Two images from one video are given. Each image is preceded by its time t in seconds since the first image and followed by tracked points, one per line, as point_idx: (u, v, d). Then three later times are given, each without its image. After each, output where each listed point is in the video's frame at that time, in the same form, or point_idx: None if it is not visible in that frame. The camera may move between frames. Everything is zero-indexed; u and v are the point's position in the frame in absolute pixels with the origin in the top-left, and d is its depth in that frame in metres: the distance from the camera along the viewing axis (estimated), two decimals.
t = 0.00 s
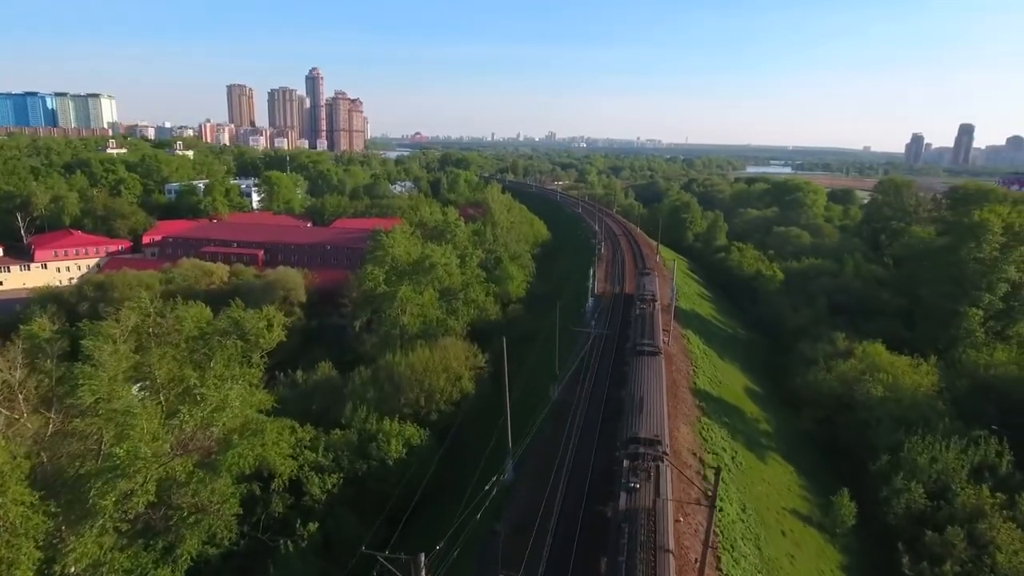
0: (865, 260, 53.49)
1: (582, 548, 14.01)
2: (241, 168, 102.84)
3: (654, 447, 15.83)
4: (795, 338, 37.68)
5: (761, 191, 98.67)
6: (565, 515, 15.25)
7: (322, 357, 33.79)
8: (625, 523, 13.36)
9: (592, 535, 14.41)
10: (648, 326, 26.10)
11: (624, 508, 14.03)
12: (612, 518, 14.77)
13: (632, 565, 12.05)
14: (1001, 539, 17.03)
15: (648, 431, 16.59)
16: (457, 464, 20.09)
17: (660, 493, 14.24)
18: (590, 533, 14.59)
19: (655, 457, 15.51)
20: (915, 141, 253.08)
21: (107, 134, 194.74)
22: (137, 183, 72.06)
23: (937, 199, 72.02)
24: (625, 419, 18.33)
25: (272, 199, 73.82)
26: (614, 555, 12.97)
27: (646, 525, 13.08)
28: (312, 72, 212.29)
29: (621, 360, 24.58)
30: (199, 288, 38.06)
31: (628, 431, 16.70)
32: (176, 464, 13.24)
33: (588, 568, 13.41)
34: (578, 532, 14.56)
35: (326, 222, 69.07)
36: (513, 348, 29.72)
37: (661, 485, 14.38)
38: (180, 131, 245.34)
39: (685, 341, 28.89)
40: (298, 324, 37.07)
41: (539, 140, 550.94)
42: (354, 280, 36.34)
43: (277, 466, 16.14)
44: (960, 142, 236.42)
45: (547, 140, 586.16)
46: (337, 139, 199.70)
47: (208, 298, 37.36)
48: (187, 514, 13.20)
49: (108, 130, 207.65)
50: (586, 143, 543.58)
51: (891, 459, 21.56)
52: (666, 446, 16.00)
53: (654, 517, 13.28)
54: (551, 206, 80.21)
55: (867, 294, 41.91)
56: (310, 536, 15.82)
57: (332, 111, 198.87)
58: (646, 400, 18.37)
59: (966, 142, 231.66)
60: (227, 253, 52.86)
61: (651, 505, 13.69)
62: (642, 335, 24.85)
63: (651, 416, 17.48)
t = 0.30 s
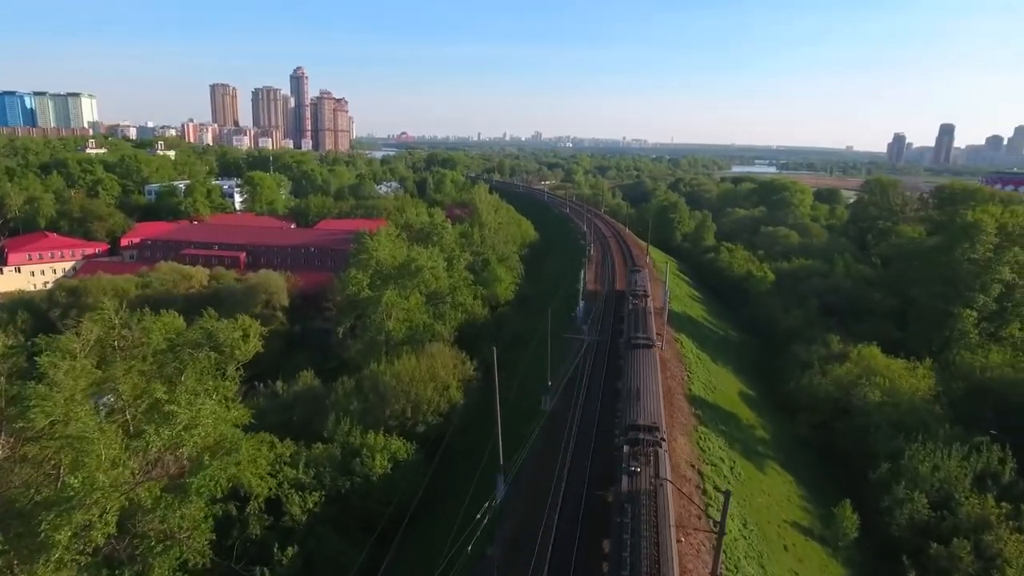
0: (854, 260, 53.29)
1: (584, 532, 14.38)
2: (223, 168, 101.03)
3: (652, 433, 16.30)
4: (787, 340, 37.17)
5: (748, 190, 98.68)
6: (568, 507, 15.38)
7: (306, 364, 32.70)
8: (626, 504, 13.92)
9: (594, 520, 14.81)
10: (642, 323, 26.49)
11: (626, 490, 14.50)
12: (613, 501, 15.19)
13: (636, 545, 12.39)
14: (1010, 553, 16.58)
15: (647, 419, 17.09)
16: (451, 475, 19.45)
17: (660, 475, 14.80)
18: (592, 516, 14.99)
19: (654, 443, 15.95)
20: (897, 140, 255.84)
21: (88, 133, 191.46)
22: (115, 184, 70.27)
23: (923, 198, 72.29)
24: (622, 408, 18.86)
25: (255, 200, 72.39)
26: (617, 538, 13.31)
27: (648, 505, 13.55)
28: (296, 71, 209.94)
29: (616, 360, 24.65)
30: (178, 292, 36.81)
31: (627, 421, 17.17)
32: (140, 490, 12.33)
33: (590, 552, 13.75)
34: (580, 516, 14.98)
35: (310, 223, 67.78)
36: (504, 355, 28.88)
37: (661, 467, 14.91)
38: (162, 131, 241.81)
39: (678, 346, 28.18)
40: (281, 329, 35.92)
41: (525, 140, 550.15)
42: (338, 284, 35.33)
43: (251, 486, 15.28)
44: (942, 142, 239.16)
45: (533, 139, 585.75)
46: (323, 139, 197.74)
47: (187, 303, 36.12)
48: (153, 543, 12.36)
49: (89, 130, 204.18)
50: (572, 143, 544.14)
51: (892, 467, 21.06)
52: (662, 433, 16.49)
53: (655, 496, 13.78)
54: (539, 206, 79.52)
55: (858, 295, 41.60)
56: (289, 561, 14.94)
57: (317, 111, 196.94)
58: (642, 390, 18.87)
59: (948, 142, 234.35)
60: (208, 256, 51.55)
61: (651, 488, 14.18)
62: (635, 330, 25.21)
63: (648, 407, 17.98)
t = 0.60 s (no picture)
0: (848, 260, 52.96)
1: (589, 520, 14.84)
2: (208, 168, 99.33)
3: (652, 420, 16.79)
4: (783, 343, 36.62)
5: (738, 190, 98.44)
6: (573, 513, 15.16)
7: (291, 371, 31.72)
8: (630, 489, 14.42)
9: (597, 506, 15.29)
10: (637, 316, 26.83)
11: (629, 475, 15.01)
12: (615, 488, 15.67)
13: (640, 525, 12.89)
14: None
15: (646, 407, 17.59)
16: (448, 488, 18.73)
17: (660, 460, 15.38)
18: (595, 504, 15.42)
19: (654, 430, 16.44)
20: (884, 140, 257.42)
21: (70, 133, 188.41)
22: (96, 184, 68.59)
23: (913, 198, 72.24)
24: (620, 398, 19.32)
25: (241, 201, 71.02)
26: (621, 521, 13.76)
27: (650, 489, 14.08)
28: (283, 70, 207.96)
29: (614, 354, 25.09)
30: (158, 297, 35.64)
31: (626, 409, 17.64)
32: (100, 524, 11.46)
33: (595, 538, 14.21)
34: (584, 505, 15.44)
35: (296, 225, 66.53)
36: (496, 363, 28.00)
37: (662, 453, 15.46)
38: (148, 131, 238.69)
39: (675, 350, 27.44)
40: (266, 335, 34.89)
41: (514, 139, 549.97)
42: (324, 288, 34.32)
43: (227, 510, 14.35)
44: (928, 142, 240.97)
45: (522, 139, 585.49)
46: (311, 139, 195.90)
47: (169, 308, 34.96)
48: None
49: (73, 130, 201.09)
50: (562, 142, 544.07)
51: (897, 478, 20.54)
52: (661, 420, 16.98)
53: (657, 482, 14.31)
54: (529, 206, 78.76)
55: (853, 296, 41.20)
56: None
57: (305, 110, 195.07)
58: (640, 378, 19.34)
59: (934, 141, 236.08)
60: (191, 259, 50.33)
61: (653, 473, 14.70)
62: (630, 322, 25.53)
63: (647, 394, 18.49)
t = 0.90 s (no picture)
0: (845, 261, 52.42)
1: (594, 502, 15.36)
2: (197, 168, 97.94)
3: (653, 408, 17.37)
4: (782, 346, 35.98)
5: (732, 190, 98.03)
6: (582, 519, 14.78)
7: (279, 378, 30.80)
8: (634, 471, 14.99)
9: (601, 490, 15.81)
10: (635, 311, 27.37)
11: (634, 459, 15.59)
12: (618, 472, 16.20)
13: (645, 503, 13.42)
14: None
15: (647, 396, 18.16)
16: (448, 498, 18.04)
17: (662, 446, 15.99)
18: (599, 488, 15.94)
19: (655, 418, 17.00)
20: (875, 139, 258.44)
21: (58, 133, 186.13)
22: (80, 185, 67.15)
23: (908, 198, 71.94)
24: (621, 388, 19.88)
25: (229, 202, 69.82)
26: (626, 502, 14.25)
27: (654, 472, 14.65)
28: (274, 69, 206.37)
29: (614, 346, 25.68)
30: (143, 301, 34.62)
31: (627, 397, 18.20)
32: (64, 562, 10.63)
33: (601, 520, 14.70)
34: (588, 489, 15.94)
35: (286, 226, 65.43)
36: (491, 372, 27.20)
37: (663, 439, 16.06)
38: (137, 130, 236.39)
39: (674, 355, 26.69)
40: (254, 340, 33.94)
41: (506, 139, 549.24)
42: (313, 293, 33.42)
43: (206, 535, 13.55)
44: (918, 142, 242.21)
45: (514, 139, 584.81)
46: (302, 138, 194.39)
47: (154, 313, 33.94)
48: None
49: (61, 130, 198.78)
50: (554, 142, 543.30)
51: (905, 489, 19.95)
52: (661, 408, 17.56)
53: (660, 466, 14.89)
54: (522, 206, 77.99)
55: (852, 297, 40.67)
56: None
57: (296, 110, 193.64)
58: (641, 368, 19.91)
59: (924, 141, 237.14)
60: (177, 261, 49.22)
61: (656, 458, 15.28)
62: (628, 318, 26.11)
63: (646, 384, 19.08)
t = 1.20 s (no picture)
0: (845, 261, 51.83)
1: (600, 488, 15.72)
2: (189, 168, 96.65)
3: (655, 397, 17.92)
4: (784, 350, 35.28)
5: (729, 189, 97.46)
6: (588, 533, 14.13)
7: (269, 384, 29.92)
8: (638, 456, 15.55)
9: (606, 474, 16.27)
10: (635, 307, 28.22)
11: (638, 445, 16.16)
12: (623, 459, 16.70)
13: (650, 486, 13.99)
14: None
15: (650, 386, 18.76)
16: (450, 515, 17.18)
17: (665, 433, 16.55)
18: (604, 473, 16.40)
19: (658, 406, 17.56)
20: (869, 139, 258.79)
21: (50, 132, 184.24)
22: (68, 185, 65.91)
23: (906, 198, 71.42)
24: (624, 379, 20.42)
25: (221, 202, 68.73)
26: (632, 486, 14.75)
27: (658, 458, 15.22)
28: (268, 68, 204.86)
29: (615, 342, 26.25)
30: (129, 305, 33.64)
31: (631, 387, 18.75)
32: None
33: (606, 503, 15.15)
34: (593, 474, 16.39)
35: (278, 226, 64.37)
36: (489, 379, 26.33)
37: (667, 426, 16.61)
38: (129, 130, 234.40)
39: (677, 361, 25.86)
40: (244, 345, 33.04)
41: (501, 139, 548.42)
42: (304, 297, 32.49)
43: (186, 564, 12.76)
44: (912, 142, 242.67)
45: (509, 139, 583.84)
46: (296, 138, 193.04)
47: (140, 317, 32.97)
48: None
49: (53, 129, 197.03)
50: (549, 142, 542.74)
51: (919, 501, 19.29)
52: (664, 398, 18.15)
53: (664, 451, 15.48)
54: (518, 207, 77.21)
55: (854, 298, 40.03)
56: None
57: (290, 109, 192.31)
58: (643, 360, 20.51)
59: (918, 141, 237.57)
60: (167, 263, 48.25)
61: (659, 444, 15.86)
62: (627, 313, 26.81)
63: (648, 375, 19.65)
